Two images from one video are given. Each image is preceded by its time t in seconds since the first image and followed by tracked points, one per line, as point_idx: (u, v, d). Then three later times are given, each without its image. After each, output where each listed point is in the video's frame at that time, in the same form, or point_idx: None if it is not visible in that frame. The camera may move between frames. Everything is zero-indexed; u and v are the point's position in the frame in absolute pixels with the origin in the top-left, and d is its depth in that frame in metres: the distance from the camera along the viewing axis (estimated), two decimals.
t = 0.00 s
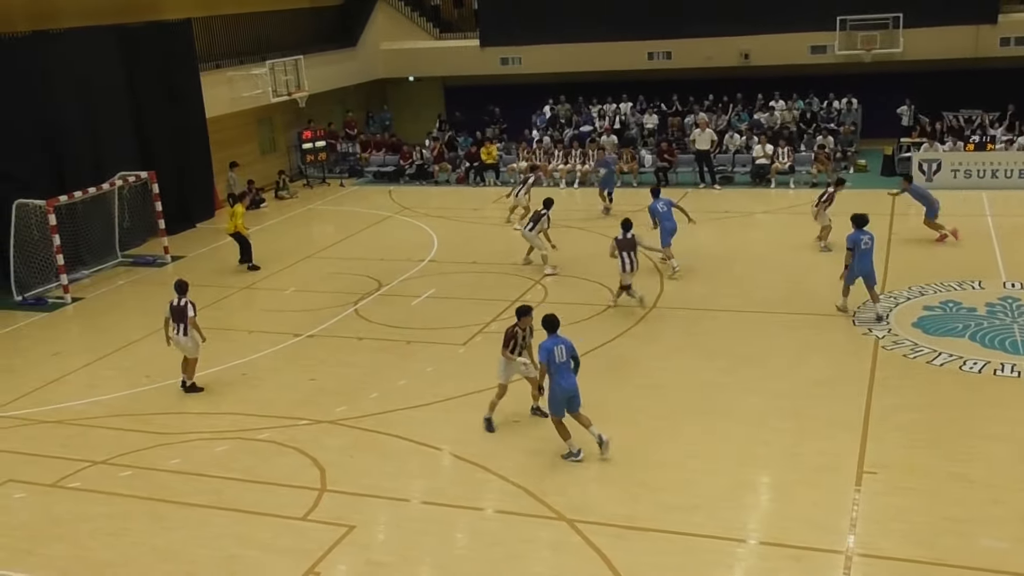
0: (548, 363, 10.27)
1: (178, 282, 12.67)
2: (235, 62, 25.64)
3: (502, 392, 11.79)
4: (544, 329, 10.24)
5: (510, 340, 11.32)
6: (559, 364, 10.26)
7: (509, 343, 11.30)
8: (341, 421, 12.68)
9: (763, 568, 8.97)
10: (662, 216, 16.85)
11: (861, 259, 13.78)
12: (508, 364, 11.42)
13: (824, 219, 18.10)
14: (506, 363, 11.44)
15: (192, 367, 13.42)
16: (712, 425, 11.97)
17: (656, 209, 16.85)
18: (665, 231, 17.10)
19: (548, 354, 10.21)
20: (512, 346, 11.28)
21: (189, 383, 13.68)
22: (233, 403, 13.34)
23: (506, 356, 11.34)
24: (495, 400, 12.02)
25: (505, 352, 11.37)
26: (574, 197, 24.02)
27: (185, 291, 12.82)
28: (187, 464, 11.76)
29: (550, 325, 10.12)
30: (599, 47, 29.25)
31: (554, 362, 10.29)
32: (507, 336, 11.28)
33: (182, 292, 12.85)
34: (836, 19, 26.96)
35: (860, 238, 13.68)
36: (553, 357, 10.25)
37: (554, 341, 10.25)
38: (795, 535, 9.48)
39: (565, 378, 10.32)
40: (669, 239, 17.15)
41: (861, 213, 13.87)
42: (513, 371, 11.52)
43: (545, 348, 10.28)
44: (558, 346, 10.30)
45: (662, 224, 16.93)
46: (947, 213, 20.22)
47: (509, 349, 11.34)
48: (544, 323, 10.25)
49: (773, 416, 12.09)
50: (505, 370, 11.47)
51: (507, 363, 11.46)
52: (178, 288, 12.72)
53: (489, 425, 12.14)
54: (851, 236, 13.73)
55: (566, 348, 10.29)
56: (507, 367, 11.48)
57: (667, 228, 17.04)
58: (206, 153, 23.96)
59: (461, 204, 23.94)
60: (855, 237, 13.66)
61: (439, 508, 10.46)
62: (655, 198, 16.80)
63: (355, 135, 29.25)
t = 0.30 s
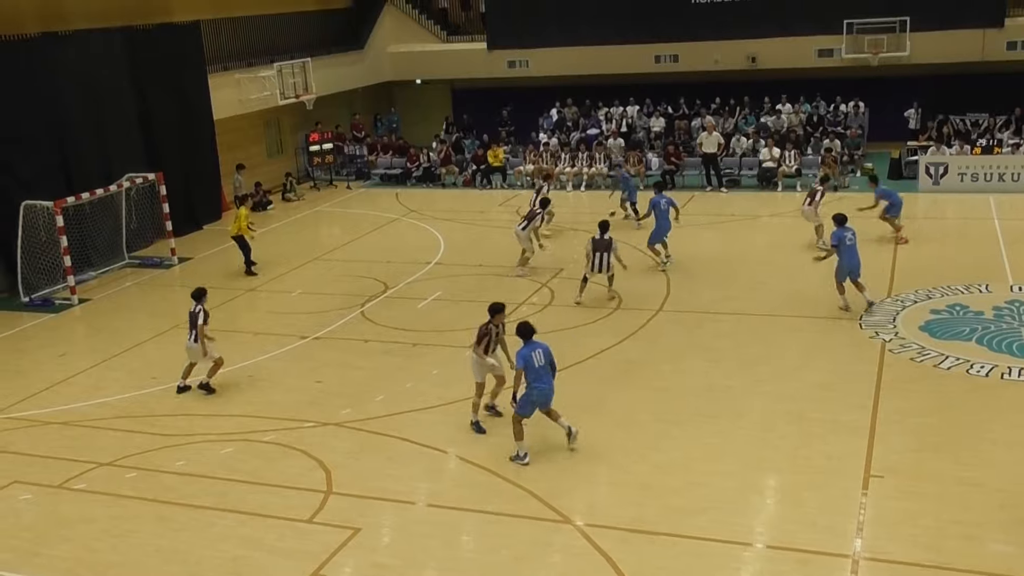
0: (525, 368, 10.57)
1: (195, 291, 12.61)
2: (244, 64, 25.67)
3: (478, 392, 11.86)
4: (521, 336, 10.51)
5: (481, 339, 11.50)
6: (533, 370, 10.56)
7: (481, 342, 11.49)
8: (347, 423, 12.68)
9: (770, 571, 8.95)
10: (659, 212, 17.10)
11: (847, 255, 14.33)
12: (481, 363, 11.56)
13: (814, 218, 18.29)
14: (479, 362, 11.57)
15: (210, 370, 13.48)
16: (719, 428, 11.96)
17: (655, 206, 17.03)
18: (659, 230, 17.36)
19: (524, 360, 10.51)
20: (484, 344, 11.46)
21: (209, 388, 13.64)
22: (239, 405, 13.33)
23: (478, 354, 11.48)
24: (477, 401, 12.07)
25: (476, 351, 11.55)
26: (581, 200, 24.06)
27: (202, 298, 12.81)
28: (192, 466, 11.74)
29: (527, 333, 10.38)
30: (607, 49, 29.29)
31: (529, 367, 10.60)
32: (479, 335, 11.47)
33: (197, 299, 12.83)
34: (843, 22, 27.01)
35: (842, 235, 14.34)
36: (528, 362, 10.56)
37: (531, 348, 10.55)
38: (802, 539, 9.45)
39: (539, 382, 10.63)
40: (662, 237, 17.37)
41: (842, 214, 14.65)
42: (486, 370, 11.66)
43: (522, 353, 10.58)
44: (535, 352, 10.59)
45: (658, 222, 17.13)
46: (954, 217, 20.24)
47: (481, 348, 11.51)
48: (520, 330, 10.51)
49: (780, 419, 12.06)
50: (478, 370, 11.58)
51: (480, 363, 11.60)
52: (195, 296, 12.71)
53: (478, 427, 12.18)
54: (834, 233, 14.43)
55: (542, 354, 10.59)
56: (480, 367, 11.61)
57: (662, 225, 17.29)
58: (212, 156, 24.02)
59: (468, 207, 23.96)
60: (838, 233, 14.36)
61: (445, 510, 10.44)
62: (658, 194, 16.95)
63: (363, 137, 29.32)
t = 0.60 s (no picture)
0: (514, 371, 10.68)
1: (222, 291, 12.76)
2: (245, 67, 25.69)
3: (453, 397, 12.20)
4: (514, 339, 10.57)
5: (462, 346, 11.87)
6: (523, 374, 10.63)
7: (462, 349, 11.87)
8: (348, 425, 12.67)
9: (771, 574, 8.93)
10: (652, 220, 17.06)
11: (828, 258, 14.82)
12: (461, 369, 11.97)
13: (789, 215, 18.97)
14: (459, 368, 11.94)
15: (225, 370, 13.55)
16: (720, 430, 11.96)
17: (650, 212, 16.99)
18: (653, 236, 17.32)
19: (513, 363, 10.62)
20: (465, 352, 11.86)
21: (229, 390, 13.64)
22: (239, 407, 13.34)
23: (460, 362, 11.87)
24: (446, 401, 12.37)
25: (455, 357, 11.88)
26: (582, 202, 24.07)
27: (228, 299, 12.95)
28: (193, 469, 11.74)
29: (518, 339, 10.43)
30: (608, 51, 29.31)
31: (520, 370, 10.69)
32: (460, 343, 11.83)
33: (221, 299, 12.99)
34: (844, 24, 27.00)
35: (821, 240, 14.74)
36: (518, 366, 10.64)
37: (523, 351, 10.61)
38: (804, 541, 9.44)
39: (528, 387, 10.70)
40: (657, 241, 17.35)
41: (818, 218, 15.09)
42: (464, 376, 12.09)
43: (513, 356, 10.67)
44: (527, 355, 10.65)
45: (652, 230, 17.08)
46: (955, 219, 20.22)
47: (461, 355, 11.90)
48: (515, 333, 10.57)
49: (781, 421, 12.07)
50: (456, 374, 11.90)
51: (460, 369, 11.96)
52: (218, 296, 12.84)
53: (439, 424, 12.41)
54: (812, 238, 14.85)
55: (534, 358, 10.62)
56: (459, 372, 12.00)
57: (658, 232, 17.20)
58: (214, 159, 24.02)
59: (469, 209, 23.96)
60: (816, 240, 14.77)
61: (446, 513, 10.44)
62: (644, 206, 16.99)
63: (363, 140, 29.35)
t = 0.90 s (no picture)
0: (517, 368, 10.64)
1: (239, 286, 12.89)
2: (247, 69, 25.69)
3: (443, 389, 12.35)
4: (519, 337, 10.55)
5: (452, 339, 12.03)
6: (527, 371, 10.61)
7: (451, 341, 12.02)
8: (350, 428, 12.68)
9: None
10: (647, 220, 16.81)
11: (790, 257, 14.89)
12: (449, 362, 12.12)
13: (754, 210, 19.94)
14: (447, 359, 12.11)
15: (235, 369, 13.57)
16: (722, 432, 11.97)
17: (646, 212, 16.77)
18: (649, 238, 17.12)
19: (516, 360, 10.59)
20: (454, 344, 12.01)
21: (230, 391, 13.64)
22: (241, 409, 13.35)
23: (448, 354, 12.04)
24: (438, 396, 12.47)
25: (445, 349, 12.04)
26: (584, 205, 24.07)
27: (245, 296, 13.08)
28: (195, 472, 11.74)
29: (525, 335, 10.41)
30: (609, 54, 29.32)
31: (524, 368, 10.65)
32: (449, 335, 12.00)
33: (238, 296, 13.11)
34: (846, 27, 26.99)
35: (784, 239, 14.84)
36: (522, 363, 10.61)
37: (527, 349, 10.57)
38: (806, 544, 9.44)
39: (531, 384, 10.69)
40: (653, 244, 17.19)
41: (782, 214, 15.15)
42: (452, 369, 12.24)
43: (517, 353, 10.63)
44: (532, 353, 10.62)
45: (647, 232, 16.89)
46: (957, 222, 20.21)
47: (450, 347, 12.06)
48: (519, 331, 10.54)
49: (783, 423, 12.07)
50: (444, 366, 12.07)
51: (448, 360, 12.13)
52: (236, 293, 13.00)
53: (433, 420, 12.52)
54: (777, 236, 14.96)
55: (538, 356, 10.59)
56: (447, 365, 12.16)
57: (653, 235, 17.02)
58: (216, 161, 24.01)
59: (471, 212, 23.96)
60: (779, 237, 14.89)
61: (448, 515, 10.44)
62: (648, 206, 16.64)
63: (366, 143, 29.25)
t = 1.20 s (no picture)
0: (529, 371, 10.49)
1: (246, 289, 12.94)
2: (248, 71, 25.69)
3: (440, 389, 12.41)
4: (529, 338, 10.45)
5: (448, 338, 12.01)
6: (539, 372, 10.46)
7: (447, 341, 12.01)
8: (352, 430, 12.67)
9: None
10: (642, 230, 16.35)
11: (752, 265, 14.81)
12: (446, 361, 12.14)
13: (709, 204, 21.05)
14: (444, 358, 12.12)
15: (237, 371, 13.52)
16: (723, 434, 11.96)
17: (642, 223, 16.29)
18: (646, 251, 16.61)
19: (528, 361, 10.42)
20: (451, 344, 11.99)
21: (232, 393, 13.62)
22: (242, 411, 13.34)
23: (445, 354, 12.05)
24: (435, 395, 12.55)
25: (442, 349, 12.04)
26: (585, 206, 24.07)
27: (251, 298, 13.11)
28: (196, 473, 11.74)
29: (537, 335, 10.32)
30: (611, 55, 29.35)
31: (536, 371, 10.50)
32: (445, 334, 11.97)
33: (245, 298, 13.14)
34: (847, 28, 26.99)
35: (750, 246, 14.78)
36: (534, 364, 10.46)
37: (538, 350, 10.44)
38: (808, 545, 9.43)
39: (544, 387, 10.52)
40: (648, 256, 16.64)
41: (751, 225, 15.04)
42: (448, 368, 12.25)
43: (528, 355, 10.48)
44: (543, 354, 10.48)
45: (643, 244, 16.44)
46: (958, 223, 20.20)
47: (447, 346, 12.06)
48: (530, 332, 10.45)
49: (785, 425, 12.07)
50: (442, 366, 12.11)
51: (445, 360, 12.15)
52: (242, 295, 13.02)
53: (428, 418, 12.66)
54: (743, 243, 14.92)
55: (549, 356, 10.45)
56: (445, 363, 12.18)
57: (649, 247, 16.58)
58: (217, 163, 23.99)
59: (472, 214, 23.97)
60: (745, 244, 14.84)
61: (449, 517, 10.44)
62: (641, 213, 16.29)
63: (368, 144, 29.30)
